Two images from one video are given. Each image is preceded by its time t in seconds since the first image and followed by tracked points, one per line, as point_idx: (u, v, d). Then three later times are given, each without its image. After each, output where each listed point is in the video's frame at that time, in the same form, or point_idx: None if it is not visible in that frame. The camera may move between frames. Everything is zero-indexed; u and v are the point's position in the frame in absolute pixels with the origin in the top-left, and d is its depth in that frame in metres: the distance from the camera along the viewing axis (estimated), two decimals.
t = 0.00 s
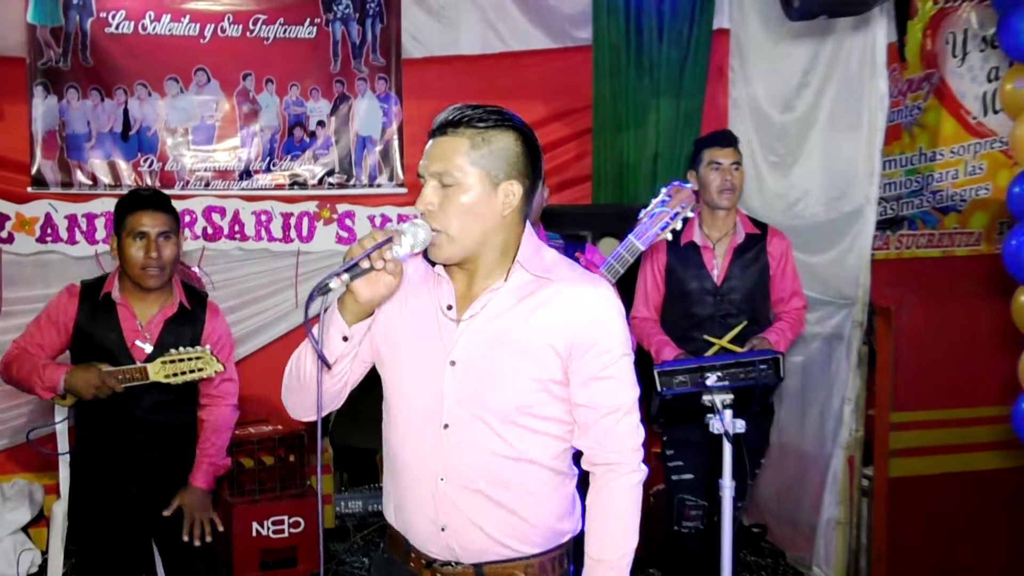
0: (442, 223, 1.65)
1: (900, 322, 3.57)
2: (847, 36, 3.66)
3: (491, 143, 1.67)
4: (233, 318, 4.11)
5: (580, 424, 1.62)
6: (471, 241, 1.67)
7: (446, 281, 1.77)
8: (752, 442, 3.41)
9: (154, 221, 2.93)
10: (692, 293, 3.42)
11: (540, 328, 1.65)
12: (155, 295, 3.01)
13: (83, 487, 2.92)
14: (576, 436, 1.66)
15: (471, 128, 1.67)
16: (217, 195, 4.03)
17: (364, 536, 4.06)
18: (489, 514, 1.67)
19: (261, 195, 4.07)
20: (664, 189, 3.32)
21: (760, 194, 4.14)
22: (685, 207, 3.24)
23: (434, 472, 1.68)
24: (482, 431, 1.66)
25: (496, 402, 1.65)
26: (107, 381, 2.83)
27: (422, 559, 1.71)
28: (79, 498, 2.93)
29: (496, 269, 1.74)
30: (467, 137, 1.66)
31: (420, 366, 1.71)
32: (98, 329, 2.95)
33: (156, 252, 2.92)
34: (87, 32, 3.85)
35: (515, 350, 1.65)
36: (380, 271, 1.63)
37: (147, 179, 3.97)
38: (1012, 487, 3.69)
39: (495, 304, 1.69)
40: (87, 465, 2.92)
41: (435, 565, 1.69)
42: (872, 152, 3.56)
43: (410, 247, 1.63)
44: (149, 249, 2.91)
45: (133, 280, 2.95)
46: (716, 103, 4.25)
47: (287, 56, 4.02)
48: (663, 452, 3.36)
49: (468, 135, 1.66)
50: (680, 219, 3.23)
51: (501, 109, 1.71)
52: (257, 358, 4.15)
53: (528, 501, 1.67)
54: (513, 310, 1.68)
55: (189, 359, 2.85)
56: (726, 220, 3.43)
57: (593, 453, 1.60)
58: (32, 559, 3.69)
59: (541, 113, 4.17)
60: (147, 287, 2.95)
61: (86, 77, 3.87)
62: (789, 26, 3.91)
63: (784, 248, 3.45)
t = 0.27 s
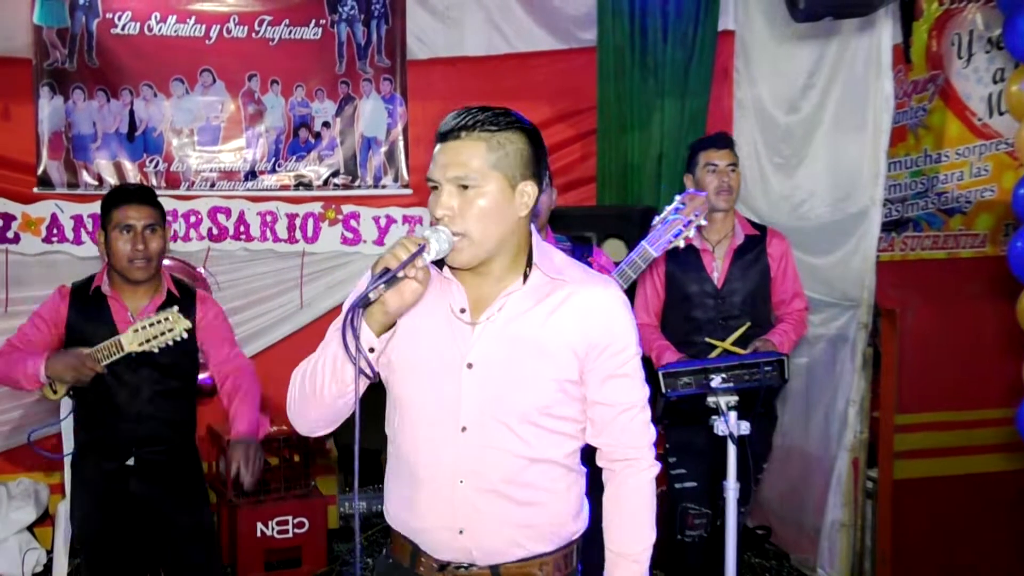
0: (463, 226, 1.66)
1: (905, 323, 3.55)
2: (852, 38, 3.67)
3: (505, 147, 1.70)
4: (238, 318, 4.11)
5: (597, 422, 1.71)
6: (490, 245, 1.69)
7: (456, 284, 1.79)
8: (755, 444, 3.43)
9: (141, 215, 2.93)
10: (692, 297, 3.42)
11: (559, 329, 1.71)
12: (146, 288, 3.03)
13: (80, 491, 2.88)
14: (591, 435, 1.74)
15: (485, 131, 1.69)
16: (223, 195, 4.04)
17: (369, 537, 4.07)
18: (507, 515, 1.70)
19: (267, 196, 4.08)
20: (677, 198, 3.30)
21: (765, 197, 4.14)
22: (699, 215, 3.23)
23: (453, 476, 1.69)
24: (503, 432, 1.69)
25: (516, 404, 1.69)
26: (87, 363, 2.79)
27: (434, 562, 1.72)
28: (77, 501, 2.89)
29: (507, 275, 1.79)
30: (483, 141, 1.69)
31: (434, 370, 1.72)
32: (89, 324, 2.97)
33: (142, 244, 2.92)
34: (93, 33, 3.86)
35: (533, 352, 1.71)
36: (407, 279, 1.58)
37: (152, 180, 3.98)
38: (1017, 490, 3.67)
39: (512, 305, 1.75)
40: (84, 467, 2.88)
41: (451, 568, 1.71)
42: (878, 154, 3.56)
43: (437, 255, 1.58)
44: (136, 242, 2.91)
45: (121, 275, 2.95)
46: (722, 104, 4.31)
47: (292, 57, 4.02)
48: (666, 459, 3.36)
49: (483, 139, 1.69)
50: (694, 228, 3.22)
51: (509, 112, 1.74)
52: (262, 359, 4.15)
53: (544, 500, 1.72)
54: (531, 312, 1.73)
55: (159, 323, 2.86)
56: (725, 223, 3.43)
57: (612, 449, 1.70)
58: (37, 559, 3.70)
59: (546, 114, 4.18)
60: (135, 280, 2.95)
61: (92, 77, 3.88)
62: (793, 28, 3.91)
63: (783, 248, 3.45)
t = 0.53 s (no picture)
0: (482, 227, 1.66)
1: (916, 327, 3.57)
2: (863, 38, 3.66)
3: (522, 147, 1.71)
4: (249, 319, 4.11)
5: (614, 421, 1.73)
6: (508, 245, 1.70)
7: (472, 285, 1.79)
8: (766, 445, 3.43)
9: (143, 213, 2.94)
10: (696, 300, 3.41)
11: (577, 330, 1.72)
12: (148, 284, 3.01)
13: (91, 490, 2.89)
14: (607, 433, 1.75)
15: (502, 132, 1.70)
16: (234, 196, 4.04)
17: (379, 537, 4.06)
18: (527, 515, 1.71)
19: (278, 197, 4.08)
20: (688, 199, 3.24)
21: (776, 198, 4.14)
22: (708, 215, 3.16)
23: (474, 477, 1.70)
24: (524, 432, 1.70)
25: (536, 404, 1.70)
26: (69, 354, 2.77)
27: (452, 564, 1.72)
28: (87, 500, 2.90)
29: (523, 275, 1.79)
30: (501, 142, 1.69)
31: (453, 372, 1.72)
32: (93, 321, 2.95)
33: (144, 242, 2.92)
34: (105, 34, 3.86)
35: (553, 352, 1.71)
36: (430, 282, 1.57)
37: (163, 180, 3.98)
38: None
39: (530, 306, 1.75)
40: (99, 466, 2.89)
41: (470, 569, 1.71)
42: (889, 155, 3.56)
43: (457, 256, 1.61)
44: (137, 240, 2.91)
45: (124, 272, 2.96)
46: (733, 107, 4.31)
47: (303, 58, 4.03)
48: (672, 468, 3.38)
49: (501, 140, 1.69)
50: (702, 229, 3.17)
51: (524, 112, 1.75)
52: (273, 360, 4.16)
53: (563, 500, 1.73)
54: (549, 313, 1.74)
55: (133, 303, 2.79)
56: (725, 228, 3.42)
57: (630, 447, 1.72)
58: (49, 559, 3.73)
59: (556, 115, 4.19)
60: (138, 277, 2.96)
61: (104, 78, 3.89)
62: (805, 29, 3.91)
63: (786, 248, 3.46)
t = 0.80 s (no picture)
0: (496, 228, 1.66)
1: (933, 327, 3.58)
2: (878, 38, 3.65)
3: (536, 148, 1.70)
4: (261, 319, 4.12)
5: (629, 422, 1.72)
6: (521, 247, 1.69)
7: (485, 289, 1.78)
8: (780, 446, 3.42)
9: (144, 213, 2.91)
10: (704, 303, 3.40)
11: (592, 331, 1.71)
12: (153, 284, 3.00)
13: (103, 494, 2.89)
14: (621, 433, 1.74)
15: (516, 133, 1.69)
16: (247, 197, 4.05)
17: (392, 538, 4.04)
18: (544, 518, 1.70)
19: (291, 198, 4.09)
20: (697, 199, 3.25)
21: (789, 199, 4.08)
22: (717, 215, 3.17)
23: (491, 480, 1.69)
24: (541, 434, 1.69)
25: (553, 406, 1.69)
26: (73, 369, 2.79)
27: (469, 567, 1.71)
28: (101, 504, 2.90)
29: (536, 277, 1.78)
30: (515, 143, 1.68)
31: (469, 375, 1.71)
32: (98, 325, 2.95)
33: (146, 243, 2.90)
34: (120, 35, 3.87)
35: (569, 353, 1.71)
36: (447, 287, 1.57)
37: (177, 181, 3.99)
38: None
39: (544, 308, 1.74)
40: (111, 468, 2.89)
41: (488, 572, 1.70)
42: (905, 154, 3.54)
43: (473, 260, 1.59)
44: (139, 240, 2.89)
45: (126, 272, 2.94)
46: (746, 106, 4.15)
47: (317, 59, 4.03)
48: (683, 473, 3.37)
49: (515, 141, 1.68)
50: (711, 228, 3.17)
51: (537, 113, 1.74)
52: (285, 360, 4.16)
53: (579, 501, 1.72)
54: (564, 314, 1.74)
55: (130, 317, 2.80)
56: (732, 229, 3.39)
57: (646, 447, 1.71)
58: (63, 560, 3.74)
59: (569, 116, 4.18)
60: (140, 278, 2.94)
61: (118, 79, 3.89)
62: (820, 28, 3.89)
63: (795, 248, 3.46)
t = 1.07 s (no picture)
0: (505, 227, 1.64)
1: (944, 328, 3.57)
2: (892, 35, 3.61)
3: (545, 146, 1.69)
4: (271, 318, 4.11)
5: (639, 421, 1.71)
6: (531, 245, 1.68)
7: (495, 288, 1.77)
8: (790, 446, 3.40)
9: (145, 213, 2.89)
10: (710, 303, 3.38)
11: (602, 330, 1.71)
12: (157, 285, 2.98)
13: (112, 493, 2.88)
14: (632, 433, 1.73)
15: (524, 130, 1.68)
16: (257, 195, 4.04)
17: (402, 537, 4.05)
18: (555, 517, 1.69)
19: (300, 196, 4.08)
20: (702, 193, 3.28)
21: (802, 196, 4.10)
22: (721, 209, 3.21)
23: (501, 480, 1.68)
24: (551, 434, 1.68)
25: (564, 406, 1.68)
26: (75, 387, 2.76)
27: (480, 567, 1.70)
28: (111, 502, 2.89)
29: (546, 276, 1.77)
30: (523, 140, 1.67)
31: (478, 375, 1.70)
32: (106, 328, 2.92)
33: (149, 243, 2.89)
34: (129, 33, 3.87)
35: (579, 352, 1.70)
36: (455, 285, 1.56)
37: (187, 180, 3.99)
38: None
39: (554, 307, 1.73)
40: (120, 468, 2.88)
41: (498, 572, 1.69)
42: (918, 152, 3.50)
43: (482, 258, 1.58)
44: (141, 240, 2.88)
45: (129, 273, 2.92)
46: (758, 106, 4.23)
47: (326, 57, 4.02)
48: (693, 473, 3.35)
49: (524, 138, 1.67)
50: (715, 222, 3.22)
51: (546, 111, 1.73)
52: (295, 359, 4.15)
53: (590, 501, 1.70)
54: (574, 313, 1.72)
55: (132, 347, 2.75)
56: (741, 231, 3.39)
57: (656, 447, 1.70)
58: (73, 558, 3.73)
59: (578, 115, 4.16)
60: (143, 279, 2.92)
61: (128, 77, 3.89)
62: (833, 26, 3.87)
63: (805, 249, 3.42)
